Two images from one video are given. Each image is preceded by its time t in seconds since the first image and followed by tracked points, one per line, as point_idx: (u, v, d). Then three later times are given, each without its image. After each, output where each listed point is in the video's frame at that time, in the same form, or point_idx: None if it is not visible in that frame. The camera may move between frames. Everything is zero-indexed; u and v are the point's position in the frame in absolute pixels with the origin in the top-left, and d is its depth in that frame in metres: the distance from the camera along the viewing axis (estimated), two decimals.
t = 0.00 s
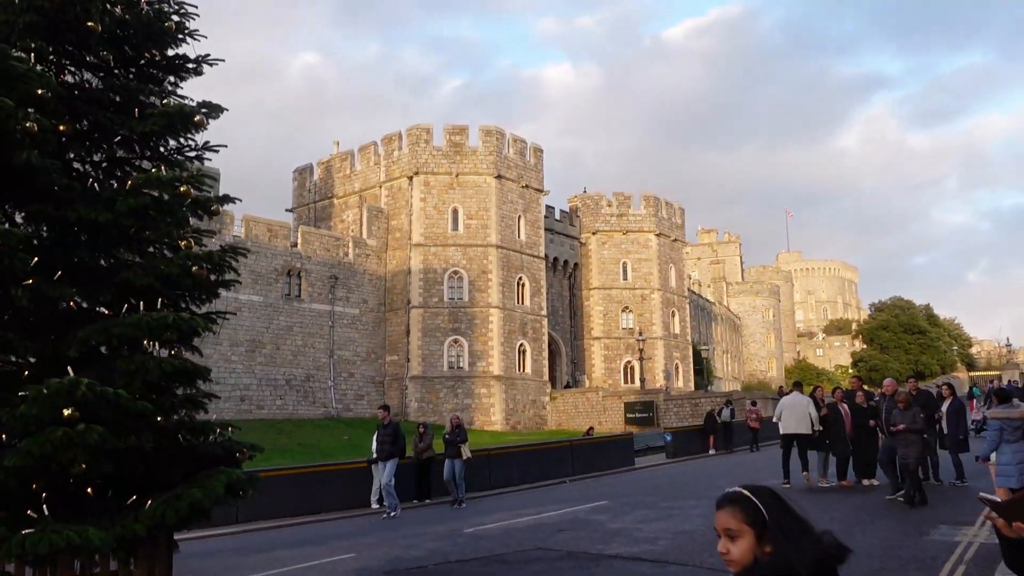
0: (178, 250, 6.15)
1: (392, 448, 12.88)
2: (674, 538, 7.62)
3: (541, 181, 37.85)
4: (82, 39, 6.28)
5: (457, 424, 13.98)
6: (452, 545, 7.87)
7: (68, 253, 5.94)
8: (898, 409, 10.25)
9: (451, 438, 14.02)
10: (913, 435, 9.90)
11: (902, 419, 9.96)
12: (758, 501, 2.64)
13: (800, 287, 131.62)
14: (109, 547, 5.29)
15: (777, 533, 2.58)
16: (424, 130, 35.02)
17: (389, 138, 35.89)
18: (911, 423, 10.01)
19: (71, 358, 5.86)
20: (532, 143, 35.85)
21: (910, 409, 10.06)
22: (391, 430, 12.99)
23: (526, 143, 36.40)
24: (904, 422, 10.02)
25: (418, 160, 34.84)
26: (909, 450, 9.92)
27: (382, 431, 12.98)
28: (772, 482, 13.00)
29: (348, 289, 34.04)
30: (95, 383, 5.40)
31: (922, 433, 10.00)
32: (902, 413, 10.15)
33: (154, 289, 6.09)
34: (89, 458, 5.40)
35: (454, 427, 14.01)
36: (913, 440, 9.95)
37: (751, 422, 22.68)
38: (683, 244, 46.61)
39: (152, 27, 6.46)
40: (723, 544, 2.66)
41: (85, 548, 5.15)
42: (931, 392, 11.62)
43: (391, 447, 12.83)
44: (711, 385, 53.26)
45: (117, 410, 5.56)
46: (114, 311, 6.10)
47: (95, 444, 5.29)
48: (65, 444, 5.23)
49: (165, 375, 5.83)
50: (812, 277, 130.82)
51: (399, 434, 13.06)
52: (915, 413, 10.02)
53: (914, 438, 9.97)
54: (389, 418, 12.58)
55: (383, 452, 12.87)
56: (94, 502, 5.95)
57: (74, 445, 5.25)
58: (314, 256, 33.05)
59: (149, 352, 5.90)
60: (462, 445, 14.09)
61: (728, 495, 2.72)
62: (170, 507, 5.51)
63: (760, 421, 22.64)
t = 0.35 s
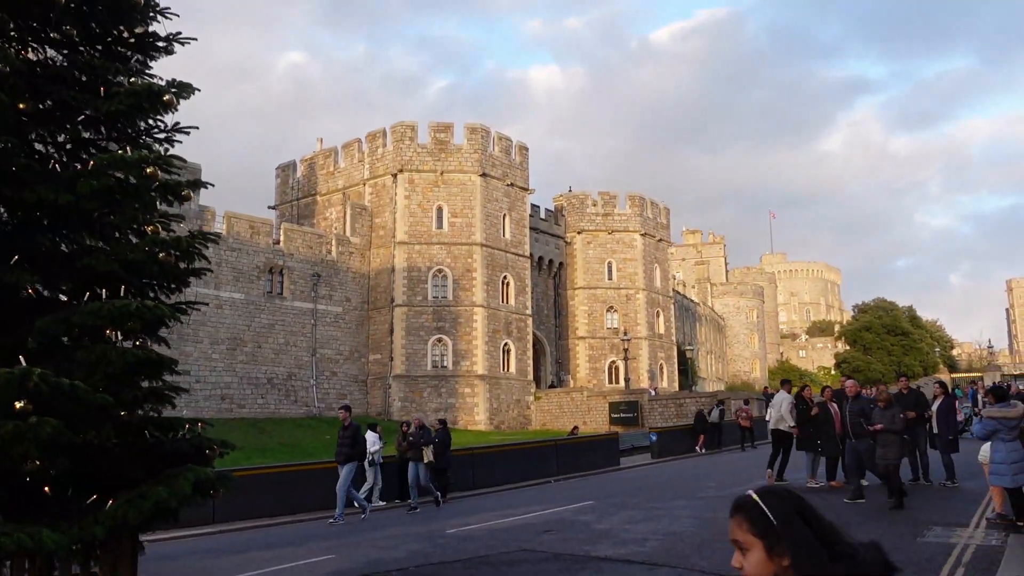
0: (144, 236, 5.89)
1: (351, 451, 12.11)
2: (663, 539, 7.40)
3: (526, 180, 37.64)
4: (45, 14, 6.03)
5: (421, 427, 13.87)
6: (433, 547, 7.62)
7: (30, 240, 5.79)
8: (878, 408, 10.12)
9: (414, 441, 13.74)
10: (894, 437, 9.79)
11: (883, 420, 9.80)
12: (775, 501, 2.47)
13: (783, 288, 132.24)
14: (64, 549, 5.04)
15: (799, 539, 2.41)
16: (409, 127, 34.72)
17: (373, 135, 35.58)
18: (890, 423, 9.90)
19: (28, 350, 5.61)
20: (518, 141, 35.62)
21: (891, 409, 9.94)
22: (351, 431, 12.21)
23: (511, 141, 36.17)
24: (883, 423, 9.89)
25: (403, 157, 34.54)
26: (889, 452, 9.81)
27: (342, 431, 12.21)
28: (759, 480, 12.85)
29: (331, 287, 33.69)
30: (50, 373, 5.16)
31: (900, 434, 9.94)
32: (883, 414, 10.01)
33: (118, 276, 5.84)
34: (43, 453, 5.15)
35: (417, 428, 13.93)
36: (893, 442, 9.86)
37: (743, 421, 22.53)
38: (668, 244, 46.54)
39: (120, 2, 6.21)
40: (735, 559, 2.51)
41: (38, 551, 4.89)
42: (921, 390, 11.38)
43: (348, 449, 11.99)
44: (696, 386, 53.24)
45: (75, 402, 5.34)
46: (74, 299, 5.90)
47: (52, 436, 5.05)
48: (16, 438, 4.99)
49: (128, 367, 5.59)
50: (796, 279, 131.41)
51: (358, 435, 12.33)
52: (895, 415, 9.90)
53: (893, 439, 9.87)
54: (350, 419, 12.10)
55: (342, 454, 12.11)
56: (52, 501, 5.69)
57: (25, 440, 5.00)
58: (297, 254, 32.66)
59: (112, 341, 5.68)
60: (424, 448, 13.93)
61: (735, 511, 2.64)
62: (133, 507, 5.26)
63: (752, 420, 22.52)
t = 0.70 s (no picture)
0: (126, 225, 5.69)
1: (322, 451, 11.42)
2: (668, 544, 7.16)
3: (520, 179, 37.39)
4: None
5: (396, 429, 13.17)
6: (430, 551, 7.37)
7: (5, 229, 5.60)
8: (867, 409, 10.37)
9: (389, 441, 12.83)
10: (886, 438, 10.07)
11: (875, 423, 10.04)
12: (852, 525, 2.24)
13: (776, 289, 132.33)
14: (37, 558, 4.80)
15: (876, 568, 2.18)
16: (402, 125, 34.44)
17: (366, 133, 35.29)
18: (881, 425, 10.15)
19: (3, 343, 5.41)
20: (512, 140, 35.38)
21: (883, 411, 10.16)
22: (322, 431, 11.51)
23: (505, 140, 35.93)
24: (874, 425, 10.13)
25: (396, 155, 34.26)
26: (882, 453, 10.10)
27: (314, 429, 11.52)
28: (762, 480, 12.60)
29: (323, 286, 33.37)
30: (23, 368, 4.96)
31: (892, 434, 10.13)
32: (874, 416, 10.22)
33: (98, 267, 5.63)
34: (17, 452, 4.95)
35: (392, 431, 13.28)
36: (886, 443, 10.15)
37: (747, 420, 22.31)
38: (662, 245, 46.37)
39: None
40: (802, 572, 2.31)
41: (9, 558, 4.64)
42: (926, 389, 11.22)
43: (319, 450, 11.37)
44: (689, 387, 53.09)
45: (52, 397, 5.14)
46: (52, 290, 5.71)
47: (25, 436, 4.84)
48: None
49: (107, 363, 5.39)
50: (788, 280, 131.53)
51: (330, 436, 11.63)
52: (886, 417, 10.13)
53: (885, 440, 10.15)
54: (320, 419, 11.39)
55: (312, 455, 11.43)
56: (25, 507, 5.45)
57: None
58: (289, 253, 32.35)
59: (92, 337, 5.50)
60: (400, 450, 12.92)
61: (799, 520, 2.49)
62: (111, 512, 5.03)
63: (756, 420, 22.33)
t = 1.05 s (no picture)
0: (109, 207, 5.71)
1: (291, 451, 11.06)
2: (677, 546, 6.92)
3: (520, 177, 37.14)
4: None
5: (371, 426, 12.37)
6: (429, 553, 7.12)
7: None
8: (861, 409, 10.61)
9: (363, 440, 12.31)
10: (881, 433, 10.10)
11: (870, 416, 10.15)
12: (835, 535, 2.11)
13: (777, 291, 132.01)
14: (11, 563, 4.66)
15: None
16: (402, 123, 34.19)
17: (366, 131, 35.06)
18: (875, 423, 10.25)
19: None
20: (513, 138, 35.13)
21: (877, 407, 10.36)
22: (292, 429, 11.23)
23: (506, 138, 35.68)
24: (869, 420, 10.25)
25: (396, 153, 34.03)
26: (877, 448, 10.03)
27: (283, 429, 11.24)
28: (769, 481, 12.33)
29: (323, 285, 33.12)
30: None
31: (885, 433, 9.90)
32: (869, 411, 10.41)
33: (78, 253, 5.64)
34: None
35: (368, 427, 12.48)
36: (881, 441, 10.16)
37: (754, 421, 22.04)
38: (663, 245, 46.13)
39: None
40: None
41: None
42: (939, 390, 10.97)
43: (288, 450, 11.05)
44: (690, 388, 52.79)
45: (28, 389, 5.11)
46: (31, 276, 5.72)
47: None
48: None
49: (87, 352, 5.35)
50: (789, 282, 131.30)
51: (301, 436, 11.31)
52: (879, 413, 10.28)
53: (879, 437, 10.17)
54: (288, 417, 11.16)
55: (281, 455, 11.06)
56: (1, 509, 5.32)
57: None
58: (288, 251, 32.10)
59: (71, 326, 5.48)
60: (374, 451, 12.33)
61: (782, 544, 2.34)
62: (88, 512, 4.90)
63: (764, 420, 22.09)
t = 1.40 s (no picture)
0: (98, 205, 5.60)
1: (267, 465, 10.36)
2: (697, 562, 6.63)
3: (529, 179, 36.86)
4: None
5: (351, 434, 11.67)
6: (438, 568, 6.83)
7: None
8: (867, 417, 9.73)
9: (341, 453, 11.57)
10: (885, 446, 9.31)
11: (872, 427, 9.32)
12: None
13: (785, 293, 131.37)
14: None
15: None
16: (410, 124, 33.99)
17: (373, 133, 34.87)
18: (880, 434, 9.43)
19: None
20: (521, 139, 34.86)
21: (883, 417, 9.49)
22: (270, 442, 10.54)
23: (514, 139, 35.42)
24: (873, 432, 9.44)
25: (404, 155, 33.80)
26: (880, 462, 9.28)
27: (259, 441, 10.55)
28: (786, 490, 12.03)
29: (329, 287, 32.90)
30: None
31: (890, 443, 9.34)
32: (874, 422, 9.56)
33: (64, 254, 5.52)
34: None
35: (347, 437, 11.75)
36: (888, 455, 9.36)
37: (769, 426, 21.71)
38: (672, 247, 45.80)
39: None
40: None
41: None
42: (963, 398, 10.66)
43: (264, 464, 10.35)
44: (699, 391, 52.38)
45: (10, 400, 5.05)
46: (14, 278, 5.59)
47: None
48: None
49: (70, 360, 5.28)
50: (798, 284, 130.72)
51: (280, 450, 10.64)
52: (885, 424, 9.44)
53: (884, 449, 9.36)
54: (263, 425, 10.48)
55: (256, 469, 10.38)
56: None
57: None
58: (294, 253, 31.89)
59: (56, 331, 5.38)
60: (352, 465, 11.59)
61: None
62: (70, 535, 4.96)
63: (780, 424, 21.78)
